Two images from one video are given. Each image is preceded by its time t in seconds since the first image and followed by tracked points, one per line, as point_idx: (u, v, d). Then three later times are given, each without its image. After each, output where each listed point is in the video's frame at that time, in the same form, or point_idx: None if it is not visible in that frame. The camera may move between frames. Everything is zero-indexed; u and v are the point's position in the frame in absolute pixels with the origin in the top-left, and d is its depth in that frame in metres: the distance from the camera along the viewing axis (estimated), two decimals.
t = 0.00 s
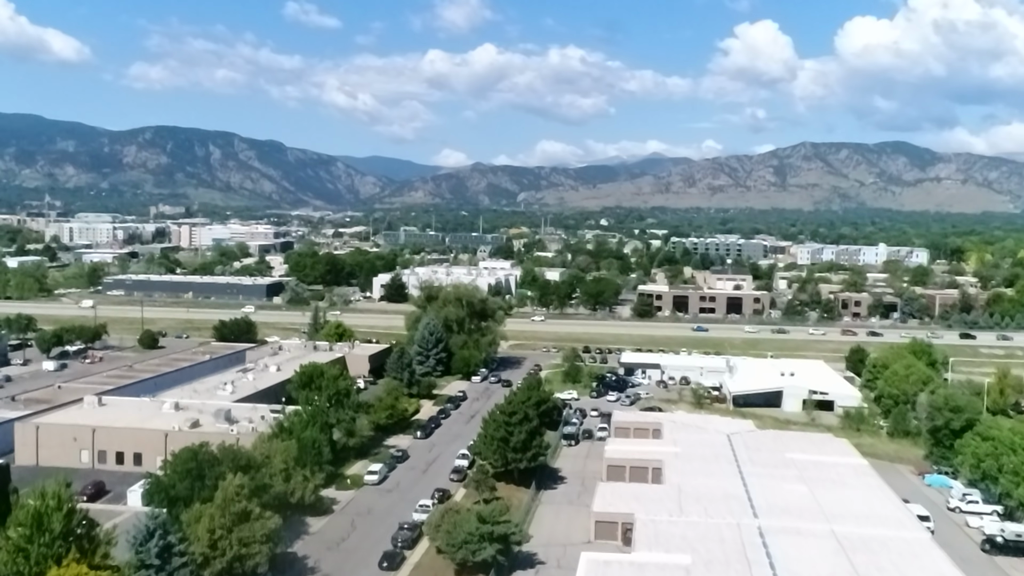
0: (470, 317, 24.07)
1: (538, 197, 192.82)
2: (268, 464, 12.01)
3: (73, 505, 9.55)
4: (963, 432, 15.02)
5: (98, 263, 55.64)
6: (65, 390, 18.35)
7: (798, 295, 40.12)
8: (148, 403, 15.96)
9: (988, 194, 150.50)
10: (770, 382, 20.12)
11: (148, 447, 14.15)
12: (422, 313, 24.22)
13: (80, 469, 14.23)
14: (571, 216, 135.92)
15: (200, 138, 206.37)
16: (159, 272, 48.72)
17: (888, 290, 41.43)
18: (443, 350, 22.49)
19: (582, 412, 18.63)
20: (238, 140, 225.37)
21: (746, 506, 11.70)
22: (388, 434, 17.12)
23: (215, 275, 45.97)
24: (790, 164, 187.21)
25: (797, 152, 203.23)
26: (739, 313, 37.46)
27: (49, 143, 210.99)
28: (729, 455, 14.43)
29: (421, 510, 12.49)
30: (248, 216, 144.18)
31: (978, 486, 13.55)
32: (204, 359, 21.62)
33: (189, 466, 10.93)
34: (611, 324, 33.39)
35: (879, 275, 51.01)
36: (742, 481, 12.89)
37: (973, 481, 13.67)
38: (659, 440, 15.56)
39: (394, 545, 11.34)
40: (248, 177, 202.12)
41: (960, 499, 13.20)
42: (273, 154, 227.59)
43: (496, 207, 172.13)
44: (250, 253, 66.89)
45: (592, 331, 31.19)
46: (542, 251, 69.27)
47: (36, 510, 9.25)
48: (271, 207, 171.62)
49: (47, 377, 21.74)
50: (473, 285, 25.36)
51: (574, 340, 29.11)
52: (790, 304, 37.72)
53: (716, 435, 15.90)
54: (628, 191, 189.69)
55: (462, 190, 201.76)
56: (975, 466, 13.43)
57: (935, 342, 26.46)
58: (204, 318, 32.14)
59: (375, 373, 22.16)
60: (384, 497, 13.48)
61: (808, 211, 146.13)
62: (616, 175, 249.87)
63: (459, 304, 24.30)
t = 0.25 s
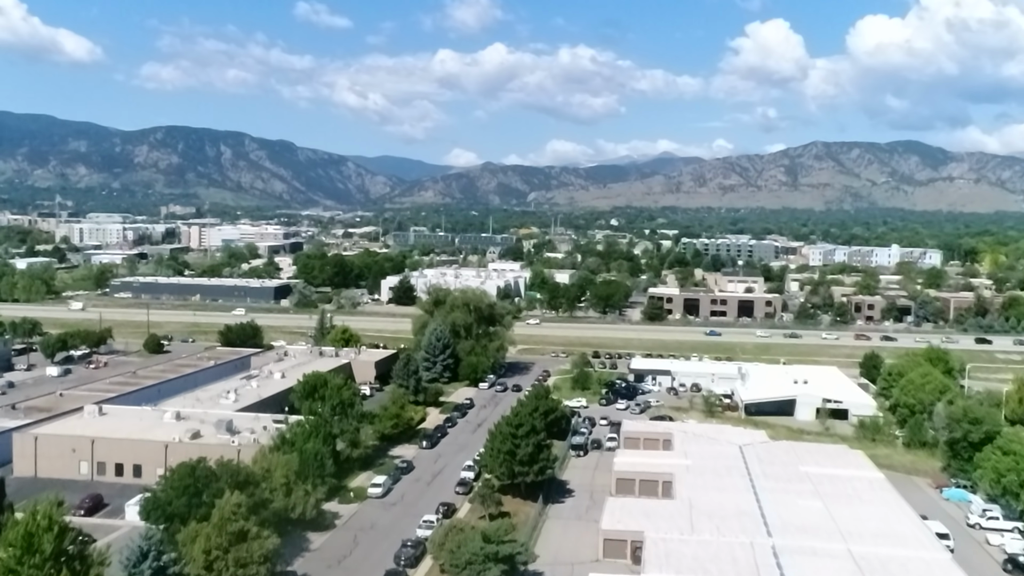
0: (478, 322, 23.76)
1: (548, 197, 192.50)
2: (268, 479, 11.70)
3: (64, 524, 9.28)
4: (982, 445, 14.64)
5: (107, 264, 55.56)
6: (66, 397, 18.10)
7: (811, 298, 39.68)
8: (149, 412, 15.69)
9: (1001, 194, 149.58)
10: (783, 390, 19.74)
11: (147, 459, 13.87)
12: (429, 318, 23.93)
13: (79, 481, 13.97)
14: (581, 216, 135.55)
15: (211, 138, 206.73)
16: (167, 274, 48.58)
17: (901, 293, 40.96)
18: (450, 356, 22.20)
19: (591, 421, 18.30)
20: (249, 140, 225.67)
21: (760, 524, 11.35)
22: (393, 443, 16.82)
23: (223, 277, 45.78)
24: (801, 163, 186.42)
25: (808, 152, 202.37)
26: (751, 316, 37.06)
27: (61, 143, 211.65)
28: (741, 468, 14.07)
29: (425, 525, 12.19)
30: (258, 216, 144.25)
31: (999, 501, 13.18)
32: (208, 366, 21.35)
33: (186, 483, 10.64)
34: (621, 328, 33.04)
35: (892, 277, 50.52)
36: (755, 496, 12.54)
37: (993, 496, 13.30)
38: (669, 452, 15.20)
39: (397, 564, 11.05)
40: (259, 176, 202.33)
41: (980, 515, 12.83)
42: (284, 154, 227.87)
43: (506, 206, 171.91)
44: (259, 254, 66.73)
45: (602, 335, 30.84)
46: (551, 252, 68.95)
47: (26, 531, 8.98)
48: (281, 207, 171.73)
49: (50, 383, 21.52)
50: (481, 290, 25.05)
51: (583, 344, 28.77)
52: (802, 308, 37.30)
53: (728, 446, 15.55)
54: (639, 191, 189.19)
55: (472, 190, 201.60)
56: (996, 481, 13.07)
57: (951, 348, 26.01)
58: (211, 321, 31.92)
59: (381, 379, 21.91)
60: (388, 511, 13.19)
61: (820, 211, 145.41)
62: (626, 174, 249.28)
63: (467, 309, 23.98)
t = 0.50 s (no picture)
0: (484, 330, 23.40)
1: (556, 198, 192.12)
2: (264, 499, 11.33)
3: (48, 552, 8.96)
4: (1001, 461, 14.23)
5: (113, 268, 55.36)
6: (64, 409, 17.77)
7: (821, 303, 39.22)
8: (147, 426, 15.36)
9: (1011, 195, 148.76)
10: (794, 401, 19.32)
11: (143, 475, 13.54)
12: (434, 326, 23.58)
13: (72, 498, 13.64)
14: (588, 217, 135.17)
15: (220, 140, 207.07)
16: (173, 278, 48.33)
17: (913, 298, 40.47)
18: (455, 366, 21.87)
19: (598, 434, 17.92)
20: (258, 142, 225.85)
21: (773, 549, 10.94)
22: (395, 457, 16.44)
23: (228, 282, 45.51)
24: (810, 164, 185.89)
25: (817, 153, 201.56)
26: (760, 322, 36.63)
27: (70, 144, 212.07)
28: (753, 485, 13.64)
29: (426, 548, 11.81)
30: (265, 218, 144.18)
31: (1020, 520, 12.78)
32: (209, 375, 21.03)
33: (178, 505, 10.28)
34: (629, 334, 32.65)
35: (903, 281, 49.98)
36: (765, 517, 12.14)
37: (1013, 515, 12.89)
38: (678, 467, 14.78)
39: None
40: (267, 177, 202.43)
41: (1000, 535, 12.41)
42: (292, 156, 228.02)
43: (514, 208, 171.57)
44: (265, 258, 66.47)
45: (609, 341, 30.47)
46: (559, 255, 68.59)
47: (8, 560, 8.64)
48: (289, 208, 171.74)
49: (49, 393, 21.22)
50: (487, 297, 24.69)
51: (590, 351, 28.39)
52: (812, 313, 36.84)
53: (738, 460, 15.13)
54: (647, 192, 188.70)
55: (480, 191, 201.39)
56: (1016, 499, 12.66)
57: (965, 356, 25.54)
58: (214, 328, 31.62)
59: (385, 389, 21.59)
60: (388, 530, 12.82)
61: (829, 212, 144.76)
62: (635, 176, 248.78)
63: (473, 317, 23.60)
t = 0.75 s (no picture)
0: (487, 336, 23.09)
1: (561, 199, 191.74)
2: (258, 517, 11.01)
3: None
4: (1016, 476, 13.89)
5: (115, 271, 55.11)
6: (58, 419, 17.47)
7: (828, 307, 38.86)
8: (141, 438, 15.05)
9: (1018, 196, 148.19)
10: (802, 410, 18.99)
11: (136, 490, 13.23)
12: (436, 332, 23.27)
13: (64, 513, 13.33)
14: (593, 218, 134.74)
15: (225, 141, 207.10)
16: (175, 282, 48.05)
17: (921, 302, 40.08)
18: (458, 373, 21.57)
19: (602, 444, 17.59)
20: (262, 142, 225.79)
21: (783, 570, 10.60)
22: (395, 469, 16.13)
23: (231, 285, 45.23)
24: (815, 164, 185.36)
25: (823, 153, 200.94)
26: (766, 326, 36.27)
27: (75, 145, 212.15)
28: (760, 501, 13.28)
29: (424, 566, 11.49)
30: (270, 218, 143.97)
31: None
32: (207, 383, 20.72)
33: (168, 526, 9.95)
34: (633, 338, 32.30)
35: (910, 283, 49.60)
36: (775, 535, 11.80)
37: None
38: (683, 481, 14.42)
39: None
40: (272, 178, 202.30)
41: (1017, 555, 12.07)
42: (297, 156, 227.93)
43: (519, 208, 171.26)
44: (268, 260, 66.21)
45: (614, 346, 30.13)
46: (563, 257, 68.25)
47: None
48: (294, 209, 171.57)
49: (45, 401, 20.93)
50: (489, 303, 24.38)
51: (595, 357, 28.06)
52: (819, 317, 36.47)
53: (744, 473, 14.80)
54: (652, 193, 188.29)
55: (485, 192, 201.09)
56: None
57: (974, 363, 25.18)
58: (215, 332, 31.33)
59: (386, 397, 21.30)
60: (386, 547, 12.50)
61: (835, 212, 144.24)
62: (640, 176, 248.34)
63: (476, 323, 23.30)
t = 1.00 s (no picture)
0: (488, 343, 22.72)
1: (565, 198, 191.36)
2: (248, 539, 10.63)
3: None
4: None
5: (117, 273, 54.83)
6: (49, 431, 17.12)
7: (833, 310, 38.44)
8: (132, 452, 14.69)
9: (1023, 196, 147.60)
10: (809, 420, 18.60)
11: (126, 508, 12.87)
12: (437, 339, 22.91)
13: (51, 531, 12.97)
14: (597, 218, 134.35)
15: (229, 141, 207.08)
16: (175, 285, 47.67)
17: (928, 305, 39.63)
18: (458, 382, 21.22)
19: (604, 456, 17.21)
20: (266, 142, 225.67)
21: None
22: (393, 483, 15.75)
23: (232, 288, 44.93)
24: (820, 164, 184.82)
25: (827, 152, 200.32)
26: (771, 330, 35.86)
27: (79, 146, 212.19)
28: (768, 519, 12.87)
29: None
30: (273, 219, 143.76)
31: None
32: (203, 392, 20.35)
33: (153, 551, 9.58)
34: (637, 343, 31.90)
35: (916, 286, 49.16)
36: (782, 556, 11.41)
37: None
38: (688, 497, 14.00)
39: None
40: (275, 178, 201.99)
41: None
42: (300, 156, 227.81)
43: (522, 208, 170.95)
44: (271, 262, 65.91)
45: (617, 351, 29.74)
46: (566, 258, 67.87)
47: None
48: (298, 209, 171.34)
49: (38, 410, 20.59)
50: (490, 309, 24.00)
51: (597, 363, 27.67)
52: (825, 321, 36.05)
53: (750, 488, 14.41)
54: (656, 192, 187.85)
55: (489, 192, 200.81)
56: None
57: (983, 370, 24.77)
58: (213, 338, 31.00)
59: (385, 406, 20.94)
60: (381, 567, 12.13)
61: (839, 212, 143.75)
62: (644, 176, 247.89)
63: (477, 330, 22.92)
